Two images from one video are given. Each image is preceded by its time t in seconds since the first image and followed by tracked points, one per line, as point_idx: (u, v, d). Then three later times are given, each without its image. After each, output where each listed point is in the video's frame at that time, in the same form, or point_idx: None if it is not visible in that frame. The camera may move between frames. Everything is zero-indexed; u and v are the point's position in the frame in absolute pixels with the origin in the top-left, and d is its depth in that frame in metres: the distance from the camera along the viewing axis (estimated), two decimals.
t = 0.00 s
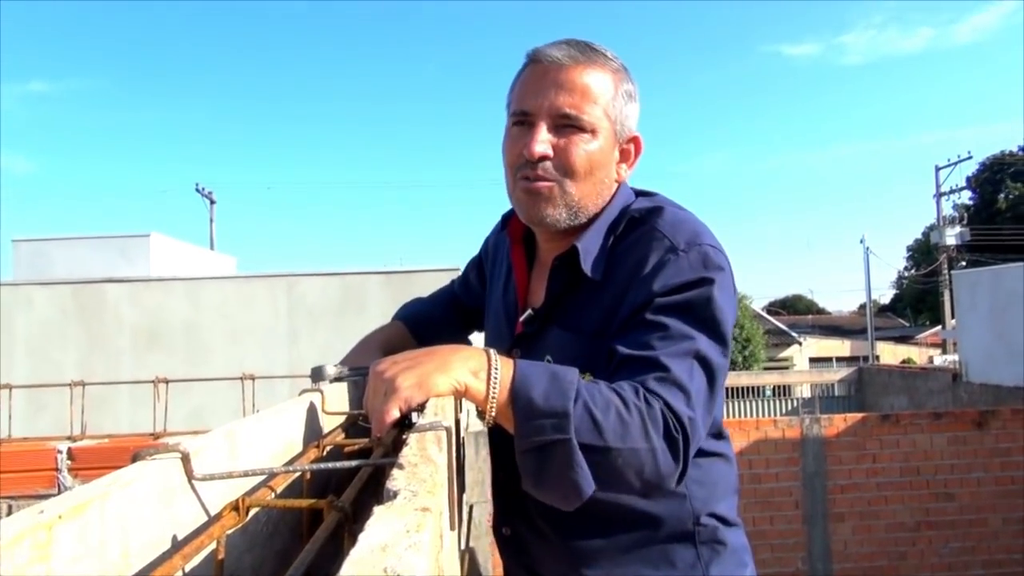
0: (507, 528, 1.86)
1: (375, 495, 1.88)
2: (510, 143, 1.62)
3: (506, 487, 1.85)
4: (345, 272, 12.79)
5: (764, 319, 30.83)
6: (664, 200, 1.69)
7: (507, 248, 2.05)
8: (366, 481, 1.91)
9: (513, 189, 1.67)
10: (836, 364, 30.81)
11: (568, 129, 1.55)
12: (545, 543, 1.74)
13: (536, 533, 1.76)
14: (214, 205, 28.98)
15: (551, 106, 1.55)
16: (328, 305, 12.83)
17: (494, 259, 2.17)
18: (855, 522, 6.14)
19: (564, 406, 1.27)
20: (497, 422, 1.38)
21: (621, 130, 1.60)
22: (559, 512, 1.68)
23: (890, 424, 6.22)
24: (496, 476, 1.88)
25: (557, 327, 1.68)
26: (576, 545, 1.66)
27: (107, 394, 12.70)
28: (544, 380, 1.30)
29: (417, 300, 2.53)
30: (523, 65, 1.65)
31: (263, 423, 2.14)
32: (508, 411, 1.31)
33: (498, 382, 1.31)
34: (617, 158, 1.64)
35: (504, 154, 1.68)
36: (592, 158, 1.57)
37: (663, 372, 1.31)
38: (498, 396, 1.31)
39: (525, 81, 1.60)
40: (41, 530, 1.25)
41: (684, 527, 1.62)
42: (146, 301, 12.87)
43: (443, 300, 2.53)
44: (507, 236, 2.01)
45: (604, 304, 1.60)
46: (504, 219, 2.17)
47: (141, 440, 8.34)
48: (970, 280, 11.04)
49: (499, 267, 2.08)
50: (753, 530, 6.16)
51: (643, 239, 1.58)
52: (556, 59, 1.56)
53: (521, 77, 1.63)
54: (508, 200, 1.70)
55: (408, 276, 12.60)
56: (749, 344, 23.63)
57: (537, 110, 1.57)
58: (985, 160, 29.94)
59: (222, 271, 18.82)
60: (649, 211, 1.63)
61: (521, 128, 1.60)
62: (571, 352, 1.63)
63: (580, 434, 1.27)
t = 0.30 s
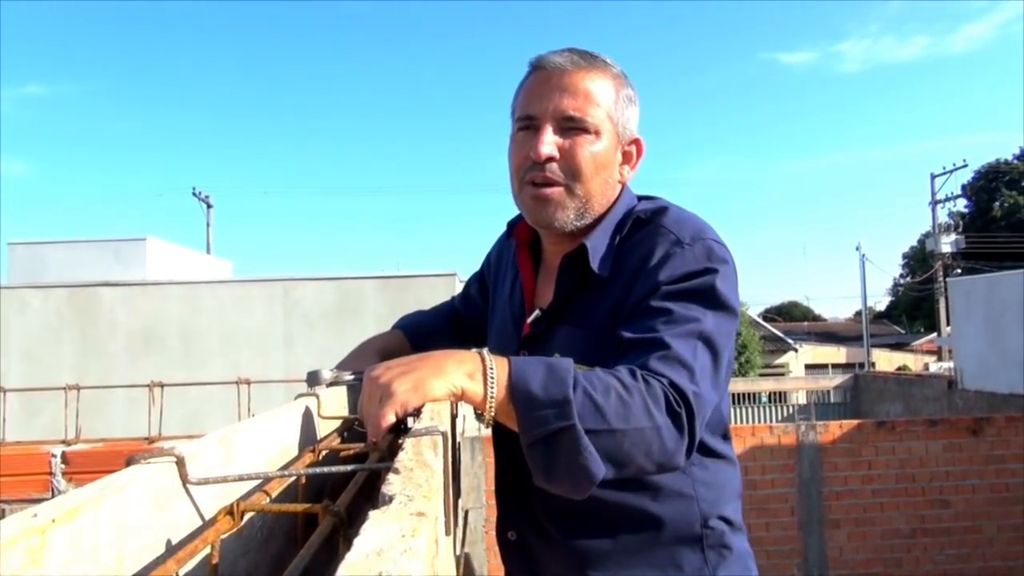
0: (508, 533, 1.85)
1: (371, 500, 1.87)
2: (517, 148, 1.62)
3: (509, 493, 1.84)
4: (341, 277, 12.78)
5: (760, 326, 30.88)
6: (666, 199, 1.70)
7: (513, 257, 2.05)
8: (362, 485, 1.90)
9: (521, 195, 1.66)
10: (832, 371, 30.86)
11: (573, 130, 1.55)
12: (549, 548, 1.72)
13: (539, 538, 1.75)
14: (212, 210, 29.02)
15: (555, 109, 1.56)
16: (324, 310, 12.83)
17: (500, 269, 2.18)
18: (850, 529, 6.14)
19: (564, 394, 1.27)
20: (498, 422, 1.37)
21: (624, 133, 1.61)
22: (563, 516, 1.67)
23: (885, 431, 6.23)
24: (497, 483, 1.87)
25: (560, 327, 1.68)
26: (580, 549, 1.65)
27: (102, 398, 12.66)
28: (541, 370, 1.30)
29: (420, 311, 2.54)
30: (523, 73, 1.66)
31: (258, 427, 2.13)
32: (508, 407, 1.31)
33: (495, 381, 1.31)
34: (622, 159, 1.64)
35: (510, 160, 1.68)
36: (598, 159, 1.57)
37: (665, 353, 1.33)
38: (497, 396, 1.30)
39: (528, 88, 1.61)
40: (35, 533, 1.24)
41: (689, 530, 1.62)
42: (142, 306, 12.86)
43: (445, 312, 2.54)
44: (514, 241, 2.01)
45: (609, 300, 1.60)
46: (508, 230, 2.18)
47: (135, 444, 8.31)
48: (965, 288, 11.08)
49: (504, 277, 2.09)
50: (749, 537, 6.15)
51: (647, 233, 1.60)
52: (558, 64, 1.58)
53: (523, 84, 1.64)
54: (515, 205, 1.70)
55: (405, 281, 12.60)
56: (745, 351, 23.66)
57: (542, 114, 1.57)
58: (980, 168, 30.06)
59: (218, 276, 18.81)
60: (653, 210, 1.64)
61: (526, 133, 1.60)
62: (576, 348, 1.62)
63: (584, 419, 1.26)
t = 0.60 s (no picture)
0: (509, 534, 1.84)
1: (367, 502, 1.86)
2: (522, 153, 1.62)
3: (511, 496, 1.83)
4: (339, 280, 12.78)
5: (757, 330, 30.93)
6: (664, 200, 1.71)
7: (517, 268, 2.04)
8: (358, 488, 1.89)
9: (528, 199, 1.66)
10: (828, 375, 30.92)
11: (579, 131, 1.56)
12: (550, 548, 1.72)
13: (539, 538, 1.74)
14: (209, 213, 29.08)
15: (560, 111, 1.56)
16: (321, 313, 12.82)
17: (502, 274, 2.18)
18: (846, 533, 6.13)
19: (563, 386, 1.27)
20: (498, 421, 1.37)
21: (625, 135, 1.63)
22: (564, 516, 1.67)
23: (882, 435, 6.24)
24: (499, 483, 1.87)
25: (563, 328, 1.67)
26: (582, 549, 1.65)
27: (97, 401, 12.63)
28: (538, 365, 1.30)
29: (420, 315, 2.53)
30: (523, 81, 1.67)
31: (254, 430, 2.13)
32: (507, 404, 1.30)
33: (492, 380, 1.31)
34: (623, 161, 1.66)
35: (515, 165, 1.67)
36: (604, 161, 1.58)
37: (663, 343, 1.33)
38: (495, 393, 1.30)
39: (530, 94, 1.61)
40: (29, 536, 1.24)
41: (689, 530, 1.62)
42: (138, 308, 12.83)
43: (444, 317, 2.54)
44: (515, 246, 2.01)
45: (610, 298, 1.60)
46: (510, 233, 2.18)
47: (131, 447, 8.28)
48: (962, 293, 11.11)
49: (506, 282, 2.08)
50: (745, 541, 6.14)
51: (647, 230, 1.60)
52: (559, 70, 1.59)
53: (524, 91, 1.64)
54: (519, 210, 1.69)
55: (402, 285, 12.60)
56: (741, 355, 23.71)
57: (547, 118, 1.57)
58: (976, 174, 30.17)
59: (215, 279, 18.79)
60: (653, 211, 1.64)
61: (531, 138, 1.60)
62: (578, 346, 1.61)
63: (583, 411, 1.26)
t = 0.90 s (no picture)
0: (502, 542, 1.84)
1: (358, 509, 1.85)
2: (508, 174, 1.60)
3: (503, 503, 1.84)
4: (332, 283, 12.76)
5: (750, 333, 31.00)
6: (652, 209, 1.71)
7: (496, 265, 2.05)
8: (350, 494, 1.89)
9: (517, 218, 1.65)
10: (821, 378, 31.02)
11: (566, 149, 1.56)
12: (543, 554, 1.72)
13: (531, 545, 1.75)
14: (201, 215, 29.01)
15: (547, 129, 1.55)
16: (314, 316, 12.79)
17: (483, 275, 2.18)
18: (839, 536, 6.15)
19: (553, 401, 1.27)
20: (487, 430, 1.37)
21: (608, 144, 1.63)
22: (555, 523, 1.67)
23: (874, 439, 6.24)
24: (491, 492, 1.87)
25: (553, 340, 1.67)
26: (576, 554, 1.64)
27: (89, 404, 12.57)
28: (530, 379, 1.30)
29: (406, 311, 2.53)
30: (498, 94, 1.64)
31: (246, 434, 2.12)
32: (497, 415, 1.30)
33: (484, 389, 1.30)
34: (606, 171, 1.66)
35: (499, 181, 1.66)
36: (593, 175, 1.59)
37: (651, 363, 1.33)
38: (485, 403, 1.30)
39: (510, 111, 1.59)
40: (17, 542, 1.23)
41: (682, 533, 1.62)
42: (130, 311, 12.78)
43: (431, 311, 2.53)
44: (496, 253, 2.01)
45: (599, 312, 1.60)
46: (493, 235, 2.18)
47: (123, 451, 8.25)
48: (954, 298, 11.14)
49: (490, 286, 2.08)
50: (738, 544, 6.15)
51: (636, 244, 1.60)
52: (538, 84, 1.56)
53: (502, 107, 1.61)
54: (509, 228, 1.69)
55: (396, 289, 12.57)
56: (735, 358, 23.76)
57: (534, 136, 1.56)
58: (968, 179, 30.31)
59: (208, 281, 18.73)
60: (641, 222, 1.64)
61: (516, 157, 1.58)
62: (568, 359, 1.61)
63: (572, 428, 1.26)
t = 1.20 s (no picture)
0: (487, 548, 1.84)
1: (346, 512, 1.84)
2: (486, 184, 1.60)
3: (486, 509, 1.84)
4: (322, 286, 12.73)
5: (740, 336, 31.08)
6: (640, 219, 1.71)
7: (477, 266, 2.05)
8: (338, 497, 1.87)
9: (496, 229, 1.66)
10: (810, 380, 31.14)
11: (546, 163, 1.55)
12: (527, 558, 1.71)
13: (515, 549, 1.75)
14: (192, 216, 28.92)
15: (528, 142, 1.54)
16: (304, 318, 12.75)
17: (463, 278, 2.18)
18: (828, 538, 6.18)
19: (541, 413, 1.27)
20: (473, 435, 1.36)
21: (592, 155, 1.62)
22: (538, 529, 1.67)
23: (863, 441, 6.24)
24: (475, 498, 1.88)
25: (537, 348, 1.67)
26: (561, 560, 1.64)
27: (77, 406, 12.51)
28: (520, 390, 1.30)
29: (392, 311, 2.52)
30: (482, 99, 1.62)
31: (235, 436, 2.11)
32: (484, 422, 1.30)
33: (473, 396, 1.30)
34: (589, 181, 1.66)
35: (479, 189, 1.66)
36: (573, 189, 1.59)
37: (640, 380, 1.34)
38: (474, 410, 1.30)
39: (491, 120, 1.57)
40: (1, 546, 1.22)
41: (665, 538, 1.62)
42: (119, 313, 12.72)
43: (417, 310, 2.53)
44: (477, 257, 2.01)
45: (586, 323, 1.61)
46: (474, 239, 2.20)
47: (110, 454, 8.21)
48: (942, 301, 11.20)
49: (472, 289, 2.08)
50: (728, 547, 6.16)
51: (624, 257, 1.60)
52: (519, 93, 1.54)
53: (484, 113, 1.60)
54: (489, 238, 1.69)
55: (387, 291, 12.55)
56: (725, 361, 23.83)
57: (513, 148, 1.55)
58: (956, 183, 30.52)
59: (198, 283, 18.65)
60: (628, 232, 1.65)
61: (495, 168, 1.58)
62: (553, 370, 1.62)
63: (559, 441, 1.26)
